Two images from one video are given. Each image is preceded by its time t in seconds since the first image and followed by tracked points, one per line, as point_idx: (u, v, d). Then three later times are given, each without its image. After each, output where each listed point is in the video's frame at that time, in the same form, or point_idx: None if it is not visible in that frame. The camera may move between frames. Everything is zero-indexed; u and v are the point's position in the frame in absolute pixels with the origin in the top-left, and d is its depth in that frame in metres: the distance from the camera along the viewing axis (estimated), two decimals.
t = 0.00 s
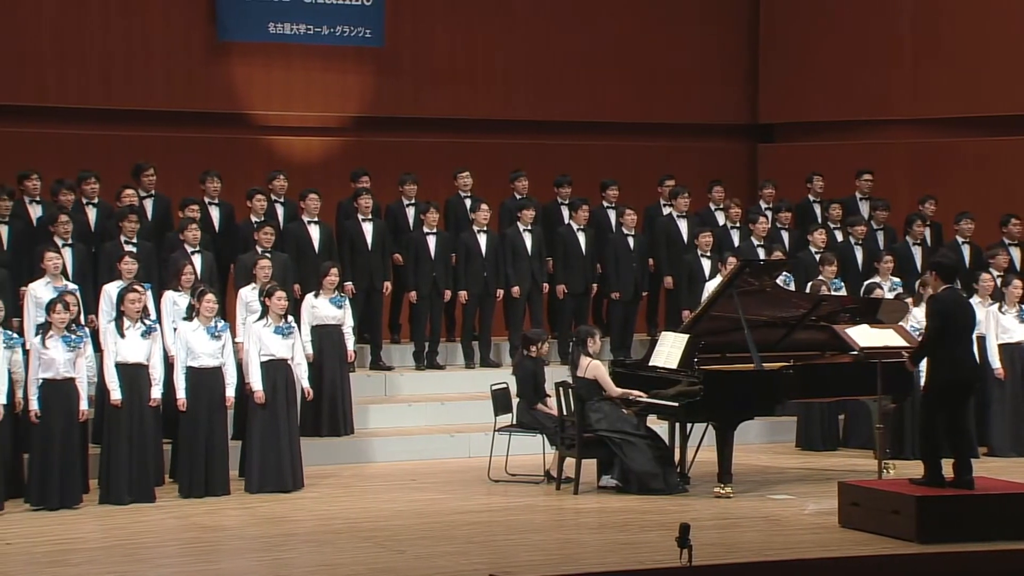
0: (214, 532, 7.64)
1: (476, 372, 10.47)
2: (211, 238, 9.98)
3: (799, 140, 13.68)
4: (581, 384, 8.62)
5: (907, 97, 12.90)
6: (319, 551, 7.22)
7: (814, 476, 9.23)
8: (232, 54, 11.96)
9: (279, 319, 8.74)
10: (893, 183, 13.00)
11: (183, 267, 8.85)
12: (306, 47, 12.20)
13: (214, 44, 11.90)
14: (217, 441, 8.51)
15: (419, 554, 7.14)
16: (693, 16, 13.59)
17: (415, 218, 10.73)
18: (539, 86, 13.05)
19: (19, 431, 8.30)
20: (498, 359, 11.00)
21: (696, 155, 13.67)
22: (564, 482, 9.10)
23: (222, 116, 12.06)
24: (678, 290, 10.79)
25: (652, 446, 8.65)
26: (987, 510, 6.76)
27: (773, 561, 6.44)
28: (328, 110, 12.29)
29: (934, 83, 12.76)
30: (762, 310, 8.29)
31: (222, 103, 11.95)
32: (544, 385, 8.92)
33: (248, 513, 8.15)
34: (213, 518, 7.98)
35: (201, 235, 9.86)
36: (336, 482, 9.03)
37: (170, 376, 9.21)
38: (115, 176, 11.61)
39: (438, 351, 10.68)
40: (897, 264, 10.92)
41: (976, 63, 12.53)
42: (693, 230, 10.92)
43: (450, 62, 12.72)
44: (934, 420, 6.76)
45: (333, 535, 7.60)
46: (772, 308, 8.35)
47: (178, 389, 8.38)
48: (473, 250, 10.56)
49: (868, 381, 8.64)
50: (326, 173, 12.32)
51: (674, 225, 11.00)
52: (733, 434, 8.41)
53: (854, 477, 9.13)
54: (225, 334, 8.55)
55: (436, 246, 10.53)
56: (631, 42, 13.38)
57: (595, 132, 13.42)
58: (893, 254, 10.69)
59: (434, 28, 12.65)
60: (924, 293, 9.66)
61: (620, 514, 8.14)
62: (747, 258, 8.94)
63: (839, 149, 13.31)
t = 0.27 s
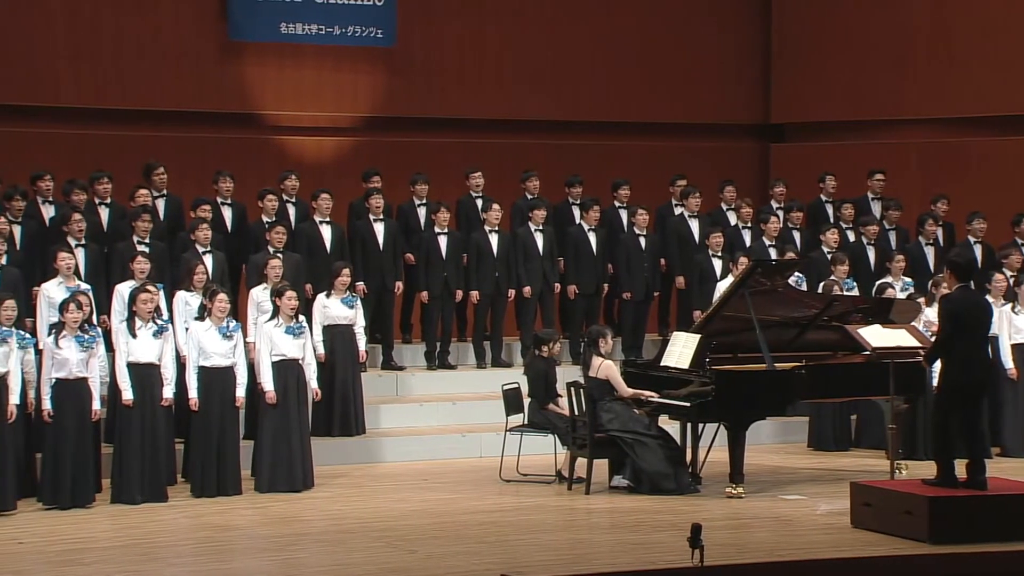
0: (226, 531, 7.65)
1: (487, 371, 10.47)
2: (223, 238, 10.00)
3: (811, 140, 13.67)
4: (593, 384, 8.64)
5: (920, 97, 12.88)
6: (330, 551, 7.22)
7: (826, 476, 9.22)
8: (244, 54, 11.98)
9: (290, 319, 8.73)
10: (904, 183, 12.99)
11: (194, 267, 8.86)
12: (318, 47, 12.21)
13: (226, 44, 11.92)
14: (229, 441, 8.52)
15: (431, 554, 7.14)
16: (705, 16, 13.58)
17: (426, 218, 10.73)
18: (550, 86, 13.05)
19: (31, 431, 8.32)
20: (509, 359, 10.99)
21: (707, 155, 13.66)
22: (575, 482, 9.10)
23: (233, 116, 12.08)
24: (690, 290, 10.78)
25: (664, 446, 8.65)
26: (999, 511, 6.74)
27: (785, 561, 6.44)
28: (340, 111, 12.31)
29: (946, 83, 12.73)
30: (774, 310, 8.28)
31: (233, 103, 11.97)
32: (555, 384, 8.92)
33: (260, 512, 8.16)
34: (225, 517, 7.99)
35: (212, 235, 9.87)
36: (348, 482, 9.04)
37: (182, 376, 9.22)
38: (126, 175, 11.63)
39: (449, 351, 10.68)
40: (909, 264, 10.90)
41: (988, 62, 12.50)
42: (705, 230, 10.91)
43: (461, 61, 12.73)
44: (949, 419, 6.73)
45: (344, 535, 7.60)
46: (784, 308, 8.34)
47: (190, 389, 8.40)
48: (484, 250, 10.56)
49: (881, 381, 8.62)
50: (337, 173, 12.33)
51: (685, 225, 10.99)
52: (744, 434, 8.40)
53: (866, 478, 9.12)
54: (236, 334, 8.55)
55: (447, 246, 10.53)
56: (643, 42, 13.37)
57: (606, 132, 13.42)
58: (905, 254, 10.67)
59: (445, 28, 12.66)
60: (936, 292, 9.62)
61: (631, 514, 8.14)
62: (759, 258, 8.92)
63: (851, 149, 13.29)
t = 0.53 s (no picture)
0: (238, 530, 7.66)
1: (499, 372, 10.47)
2: (235, 238, 10.01)
3: (823, 140, 13.66)
4: (604, 384, 8.64)
5: (932, 97, 12.85)
6: (342, 551, 7.23)
7: (839, 476, 9.21)
8: (256, 54, 12.00)
9: (302, 319, 8.75)
10: (916, 183, 12.96)
11: (206, 267, 8.87)
12: (329, 48, 12.22)
13: (237, 44, 11.94)
14: (240, 441, 8.52)
15: (443, 554, 7.14)
16: (717, 17, 13.56)
17: (438, 219, 10.75)
18: (561, 86, 13.05)
19: (44, 430, 8.33)
20: (521, 359, 10.99)
21: (719, 155, 13.65)
22: (587, 482, 9.09)
23: (245, 117, 12.10)
24: (702, 290, 10.78)
25: (675, 446, 8.64)
26: (1013, 512, 6.72)
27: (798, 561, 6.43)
28: (352, 111, 12.32)
29: (958, 82, 12.70)
30: (787, 310, 8.26)
31: (245, 103, 11.99)
32: (566, 384, 8.91)
33: (272, 512, 8.17)
34: (238, 517, 8.00)
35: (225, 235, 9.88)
36: (360, 482, 9.04)
37: (195, 376, 9.23)
38: (138, 175, 11.65)
39: (461, 351, 10.67)
40: (922, 264, 10.89)
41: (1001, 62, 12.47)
42: (717, 230, 10.90)
43: (472, 61, 12.73)
44: (964, 418, 6.70)
45: (356, 534, 7.60)
46: (796, 308, 8.32)
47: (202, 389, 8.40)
48: (496, 250, 10.55)
49: (893, 381, 8.60)
50: (349, 174, 12.34)
51: (697, 225, 10.98)
52: (757, 434, 8.39)
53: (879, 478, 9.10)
54: (248, 334, 8.56)
55: (458, 246, 10.53)
56: (654, 41, 13.36)
57: (617, 132, 13.41)
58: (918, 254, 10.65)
59: (457, 28, 12.66)
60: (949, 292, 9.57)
61: (643, 514, 8.13)
62: (770, 258, 8.89)
63: (862, 149, 13.28)
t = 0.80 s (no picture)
0: (251, 530, 7.67)
1: (511, 371, 10.47)
2: (247, 238, 10.02)
3: (835, 140, 13.64)
4: (616, 384, 8.65)
5: (945, 97, 12.82)
6: (355, 551, 7.23)
7: (851, 477, 9.19)
8: (268, 55, 12.01)
9: (314, 318, 8.76)
10: (929, 183, 12.93)
11: (218, 267, 8.88)
12: (342, 48, 12.23)
13: (250, 44, 11.95)
14: (253, 440, 8.53)
15: (455, 554, 7.14)
16: (729, 16, 13.53)
17: (450, 219, 10.76)
18: (573, 86, 13.04)
19: (58, 430, 8.35)
20: (533, 359, 11.00)
21: (731, 155, 13.64)
22: (599, 482, 9.09)
23: (257, 117, 12.12)
24: (714, 290, 10.77)
25: (688, 446, 8.63)
26: None
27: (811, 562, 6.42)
28: (364, 111, 12.33)
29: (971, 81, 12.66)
30: (799, 309, 8.24)
31: (257, 103, 12.00)
32: (579, 384, 8.91)
33: (284, 511, 8.17)
34: (250, 516, 8.01)
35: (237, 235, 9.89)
36: (373, 481, 9.05)
37: (208, 375, 9.24)
38: (151, 175, 11.68)
39: (473, 351, 10.68)
40: (935, 264, 10.87)
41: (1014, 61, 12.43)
42: (729, 230, 10.89)
43: (485, 61, 12.73)
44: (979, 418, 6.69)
45: (368, 534, 7.61)
46: (808, 308, 8.30)
47: (215, 389, 8.41)
48: (508, 250, 10.55)
49: (906, 382, 8.57)
50: (361, 173, 12.35)
51: (710, 225, 10.97)
52: (769, 434, 8.38)
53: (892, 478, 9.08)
54: (261, 334, 8.57)
55: (470, 246, 10.53)
56: (666, 41, 13.35)
57: (629, 132, 13.41)
58: (930, 254, 10.64)
59: (469, 28, 12.67)
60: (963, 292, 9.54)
61: (656, 514, 8.13)
62: (783, 258, 8.87)
63: (875, 149, 13.25)
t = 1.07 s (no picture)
0: (264, 530, 7.68)
1: (523, 371, 10.47)
2: (260, 238, 10.04)
3: (847, 140, 13.62)
4: (629, 384, 8.65)
5: (958, 96, 12.78)
6: (367, 551, 7.24)
7: (864, 477, 9.18)
8: (281, 55, 12.03)
9: (326, 318, 8.77)
10: (941, 183, 12.90)
11: (230, 267, 8.89)
12: (354, 48, 12.24)
13: (263, 45, 11.98)
14: (265, 441, 8.54)
15: (468, 553, 7.14)
16: (742, 16, 13.51)
17: (462, 219, 10.77)
18: (586, 86, 13.03)
19: (72, 429, 8.36)
20: (545, 358, 11.00)
21: (743, 155, 13.62)
22: (611, 483, 9.09)
23: (270, 117, 12.14)
24: (726, 289, 10.76)
25: (700, 446, 8.62)
26: None
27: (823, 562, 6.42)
28: (376, 112, 12.34)
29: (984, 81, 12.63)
30: (812, 310, 8.22)
31: (270, 104, 12.02)
32: (591, 384, 8.91)
33: (297, 511, 8.18)
34: (263, 516, 8.03)
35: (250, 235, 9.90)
36: (385, 481, 9.05)
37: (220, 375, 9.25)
38: (163, 175, 11.70)
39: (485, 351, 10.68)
40: (947, 264, 10.85)
41: None
42: (741, 230, 10.88)
43: (496, 61, 12.73)
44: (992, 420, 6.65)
45: (380, 534, 7.61)
46: (821, 308, 8.28)
47: (228, 389, 8.42)
48: (520, 250, 10.55)
49: (919, 382, 8.55)
50: (373, 173, 12.37)
51: (722, 225, 10.97)
52: (782, 435, 8.37)
53: (905, 479, 9.07)
54: (273, 334, 8.57)
55: (482, 246, 10.53)
56: (679, 41, 13.33)
57: (640, 132, 13.40)
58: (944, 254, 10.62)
59: (481, 28, 12.67)
60: (976, 292, 9.53)
61: (668, 514, 8.12)
62: (795, 258, 8.86)
63: (887, 149, 13.23)
